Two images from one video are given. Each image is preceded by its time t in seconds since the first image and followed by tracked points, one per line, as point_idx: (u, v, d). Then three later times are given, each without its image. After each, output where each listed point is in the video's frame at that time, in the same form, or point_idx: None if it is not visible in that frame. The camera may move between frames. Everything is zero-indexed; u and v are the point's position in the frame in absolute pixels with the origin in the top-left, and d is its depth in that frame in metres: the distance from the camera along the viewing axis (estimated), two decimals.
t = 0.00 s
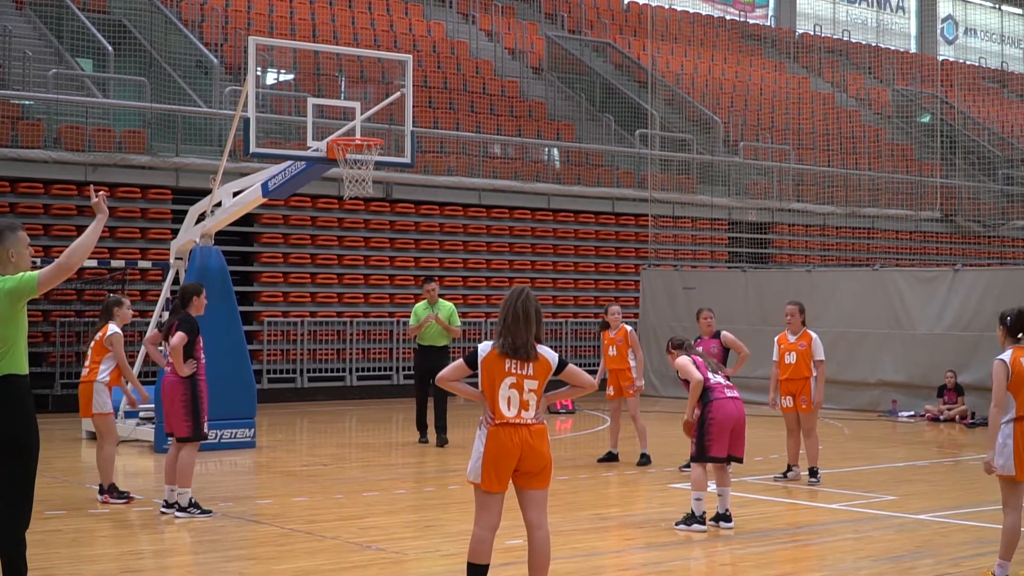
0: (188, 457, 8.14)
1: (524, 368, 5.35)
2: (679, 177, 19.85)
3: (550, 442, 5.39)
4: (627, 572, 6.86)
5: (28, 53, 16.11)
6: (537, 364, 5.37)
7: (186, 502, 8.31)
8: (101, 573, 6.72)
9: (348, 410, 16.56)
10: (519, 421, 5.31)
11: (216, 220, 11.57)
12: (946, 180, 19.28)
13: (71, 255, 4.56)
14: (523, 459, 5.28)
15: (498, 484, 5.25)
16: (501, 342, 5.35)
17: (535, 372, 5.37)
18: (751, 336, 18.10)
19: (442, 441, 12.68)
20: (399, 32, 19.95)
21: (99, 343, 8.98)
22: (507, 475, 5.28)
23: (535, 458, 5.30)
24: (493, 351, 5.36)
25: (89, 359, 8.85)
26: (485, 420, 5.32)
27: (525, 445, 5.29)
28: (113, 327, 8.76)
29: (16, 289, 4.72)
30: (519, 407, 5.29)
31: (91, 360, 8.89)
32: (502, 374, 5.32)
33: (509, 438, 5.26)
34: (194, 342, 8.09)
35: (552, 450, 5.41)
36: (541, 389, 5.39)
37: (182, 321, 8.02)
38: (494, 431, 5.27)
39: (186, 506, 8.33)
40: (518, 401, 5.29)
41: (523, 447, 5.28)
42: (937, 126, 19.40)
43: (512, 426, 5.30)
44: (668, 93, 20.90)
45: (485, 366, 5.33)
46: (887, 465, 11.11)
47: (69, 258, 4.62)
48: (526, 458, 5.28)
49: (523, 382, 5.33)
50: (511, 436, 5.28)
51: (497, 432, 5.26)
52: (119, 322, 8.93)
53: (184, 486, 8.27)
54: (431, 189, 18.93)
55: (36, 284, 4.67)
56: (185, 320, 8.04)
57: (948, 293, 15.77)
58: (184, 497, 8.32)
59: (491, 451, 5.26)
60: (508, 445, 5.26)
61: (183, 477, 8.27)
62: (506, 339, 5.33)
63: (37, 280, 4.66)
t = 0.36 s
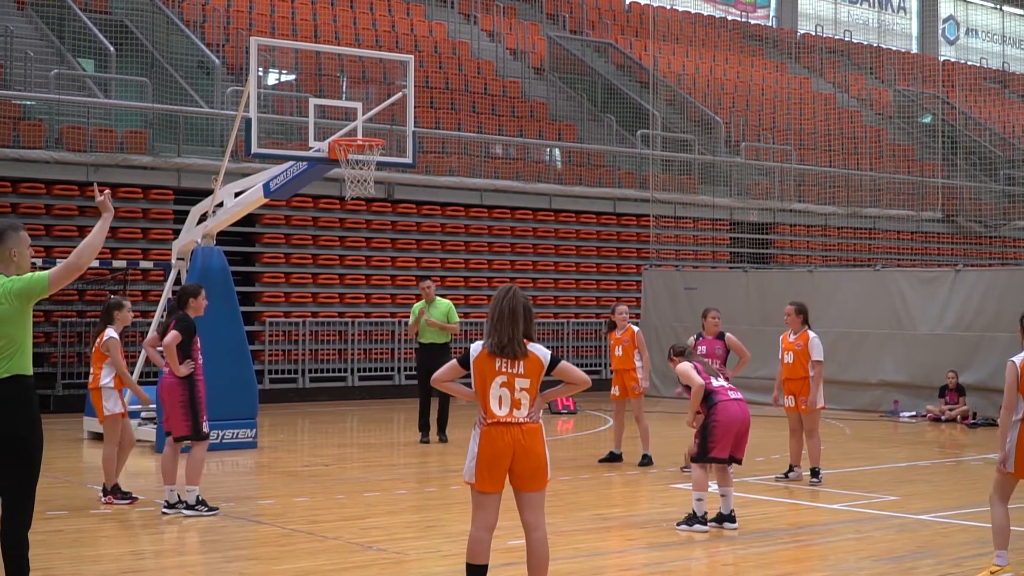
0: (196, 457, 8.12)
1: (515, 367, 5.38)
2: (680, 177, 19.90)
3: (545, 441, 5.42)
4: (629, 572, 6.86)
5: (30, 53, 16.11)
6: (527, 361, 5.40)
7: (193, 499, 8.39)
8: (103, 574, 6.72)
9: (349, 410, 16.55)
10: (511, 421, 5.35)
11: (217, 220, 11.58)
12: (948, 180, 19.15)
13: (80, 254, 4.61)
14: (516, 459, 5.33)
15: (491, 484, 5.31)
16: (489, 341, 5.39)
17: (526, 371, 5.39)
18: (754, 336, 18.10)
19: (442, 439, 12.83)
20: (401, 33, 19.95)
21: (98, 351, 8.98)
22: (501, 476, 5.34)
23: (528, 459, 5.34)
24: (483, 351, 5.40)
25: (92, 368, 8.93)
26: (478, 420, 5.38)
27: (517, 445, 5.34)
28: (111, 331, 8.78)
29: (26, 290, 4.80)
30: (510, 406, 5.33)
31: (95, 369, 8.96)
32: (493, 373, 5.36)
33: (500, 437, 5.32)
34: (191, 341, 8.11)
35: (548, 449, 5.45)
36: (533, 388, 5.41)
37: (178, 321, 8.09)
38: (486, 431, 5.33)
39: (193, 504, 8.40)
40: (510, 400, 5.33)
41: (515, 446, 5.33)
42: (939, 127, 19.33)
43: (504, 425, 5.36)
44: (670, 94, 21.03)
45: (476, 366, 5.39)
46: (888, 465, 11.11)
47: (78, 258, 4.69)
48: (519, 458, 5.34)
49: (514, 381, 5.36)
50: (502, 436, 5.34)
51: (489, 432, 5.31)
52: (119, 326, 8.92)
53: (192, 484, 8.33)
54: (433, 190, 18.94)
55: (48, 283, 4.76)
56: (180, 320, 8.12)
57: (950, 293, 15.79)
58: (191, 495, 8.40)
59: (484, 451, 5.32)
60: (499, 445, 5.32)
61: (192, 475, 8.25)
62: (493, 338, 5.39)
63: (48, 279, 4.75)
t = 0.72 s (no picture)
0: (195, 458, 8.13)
1: (513, 366, 5.38)
2: (681, 177, 19.56)
3: (543, 441, 5.42)
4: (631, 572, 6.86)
5: (31, 53, 16.17)
6: (526, 360, 5.40)
7: (197, 500, 8.40)
8: (104, 573, 6.72)
9: (351, 410, 16.55)
10: (508, 421, 5.35)
11: (218, 220, 11.57)
12: (950, 180, 19.38)
13: (83, 252, 4.62)
14: (513, 459, 5.33)
15: (487, 484, 5.32)
16: (489, 341, 5.41)
17: (524, 370, 5.39)
18: (756, 337, 18.07)
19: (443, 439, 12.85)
20: (402, 33, 19.96)
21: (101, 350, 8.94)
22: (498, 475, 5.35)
23: (525, 459, 5.34)
24: (482, 351, 5.42)
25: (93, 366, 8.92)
26: (475, 420, 5.39)
27: (513, 444, 5.34)
28: (115, 329, 8.71)
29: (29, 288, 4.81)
30: (508, 406, 5.34)
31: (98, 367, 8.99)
32: (491, 373, 5.37)
33: (497, 436, 5.33)
34: (196, 341, 8.07)
35: (546, 450, 5.44)
36: (532, 387, 5.40)
37: (184, 321, 8.04)
38: (483, 430, 5.34)
39: (197, 505, 8.40)
40: (507, 400, 5.33)
41: (512, 446, 5.33)
42: (940, 127, 19.29)
43: (501, 425, 5.36)
44: (671, 93, 20.75)
45: (476, 366, 5.41)
46: (890, 465, 11.11)
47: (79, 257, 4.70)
48: (515, 458, 5.33)
49: (512, 380, 5.36)
50: (499, 435, 5.34)
51: (486, 431, 5.32)
52: (124, 324, 8.89)
53: (195, 486, 8.34)
54: (434, 190, 18.94)
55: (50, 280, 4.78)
56: (186, 321, 8.05)
57: (951, 293, 15.79)
58: (195, 496, 8.41)
59: (480, 451, 5.33)
60: (496, 444, 5.32)
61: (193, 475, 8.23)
62: (493, 338, 5.40)
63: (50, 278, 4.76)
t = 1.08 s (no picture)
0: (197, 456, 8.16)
1: (515, 367, 5.38)
2: (684, 176, 19.36)
3: (545, 440, 5.43)
4: (634, 571, 6.86)
5: (35, 52, 16.18)
6: (528, 360, 5.40)
7: (199, 500, 8.39)
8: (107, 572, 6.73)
9: (354, 409, 16.56)
10: (511, 421, 5.36)
11: (221, 219, 11.56)
12: (952, 178, 19.49)
13: (87, 251, 4.63)
14: (514, 458, 5.34)
15: (488, 483, 5.33)
16: (490, 342, 5.40)
17: (527, 371, 5.39)
18: (759, 336, 18.04)
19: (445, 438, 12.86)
20: (405, 32, 19.98)
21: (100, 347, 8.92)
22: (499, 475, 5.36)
23: (527, 459, 5.35)
24: (485, 351, 5.42)
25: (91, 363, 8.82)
26: (478, 420, 5.40)
27: (515, 445, 5.35)
28: (109, 326, 8.69)
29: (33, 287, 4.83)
30: (510, 407, 5.34)
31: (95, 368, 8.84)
32: (494, 374, 5.37)
33: (499, 437, 5.34)
34: (206, 338, 8.10)
35: (548, 450, 5.44)
36: (535, 388, 5.41)
37: (193, 321, 8.06)
38: (486, 431, 5.35)
39: (200, 504, 8.40)
40: (510, 400, 5.34)
41: (513, 446, 5.34)
42: (943, 125, 19.70)
43: (503, 425, 5.37)
44: (674, 92, 20.77)
45: (478, 367, 5.41)
46: (893, 464, 11.12)
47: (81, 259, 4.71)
48: (517, 458, 5.34)
49: (515, 382, 5.36)
50: (501, 435, 5.35)
51: (489, 432, 5.33)
52: (117, 321, 8.81)
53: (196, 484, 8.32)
54: (438, 189, 18.94)
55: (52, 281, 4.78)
56: (195, 321, 8.08)
57: (954, 292, 15.79)
58: (197, 496, 8.39)
59: (482, 451, 5.34)
60: (497, 444, 5.33)
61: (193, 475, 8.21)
62: (495, 338, 5.40)
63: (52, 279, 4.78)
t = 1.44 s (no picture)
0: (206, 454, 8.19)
1: (522, 366, 5.38)
2: (690, 175, 19.48)
3: (550, 439, 5.43)
4: (640, 570, 6.86)
5: (41, 52, 16.22)
6: (534, 359, 5.40)
7: (205, 499, 8.41)
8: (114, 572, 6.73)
9: (361, 408, 16.57)
10: (517, 421, 5.36)
11: (225, 219, 11.49)
12: (959, 177, 19.29)
13: (94, 252, 4.65)
14: (520, 457, 5.35)
15: (493, 482, 5.35)
16: (496, 341, 5.41)
17: (533, 370, 5.39)
18: (764, 335, 18.02)
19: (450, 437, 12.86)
20: (410, 31, 20.00)
21: (103, 347, 8.79)
22: (504, 473, 5.37)
23: (532, 458, 5.35)
24: (490, 350, 5.42)
25: (94, 364, 8.70)
26: (483, 419, 5.40)
27: (521, 444, 5.35)
28: (109, 327, 8.77)
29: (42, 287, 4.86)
30: (516, 406, 5.34)
31: (96, 369, 8.73)
32: (500, 373, 5.37)
33: (505, 436, 5.35)
34: (221, 340, 8.11)
35: (552, 448, 5.45)
36: (541, 388, 5.40)
37: (206, 324, 8.05)
38: (492, 430, 5.36)
39: (206, 503, 8.42)
40: (516, 400, 5.34)
41: (519, 445, 5.35)
42: (949, 124, 19.59)
43: (509, 425, 5.37)
44: (679, 90, 20.36)
45: (484, 366, 5.41)
46: (899, 462, 11.11)
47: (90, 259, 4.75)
48: (523, 457, 5.35)
49: (521, 381, 5.36)
50: (507, 434, 5.36)
51: (494, 431, 5.35)
52: (115, 321, 8.88)
53: (201, 485, 8.36)
54: (443, 188, 18.96)
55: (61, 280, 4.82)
56: (208, 323, 8.08)
57: (960, 291, 15.74)
58: (204, 495, 8.42)
59: (488, 451, 5.35)
60: (503, 443, 5.34)
61: (200, 473, 8.32)
62: (501, 338, 5.40)
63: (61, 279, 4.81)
